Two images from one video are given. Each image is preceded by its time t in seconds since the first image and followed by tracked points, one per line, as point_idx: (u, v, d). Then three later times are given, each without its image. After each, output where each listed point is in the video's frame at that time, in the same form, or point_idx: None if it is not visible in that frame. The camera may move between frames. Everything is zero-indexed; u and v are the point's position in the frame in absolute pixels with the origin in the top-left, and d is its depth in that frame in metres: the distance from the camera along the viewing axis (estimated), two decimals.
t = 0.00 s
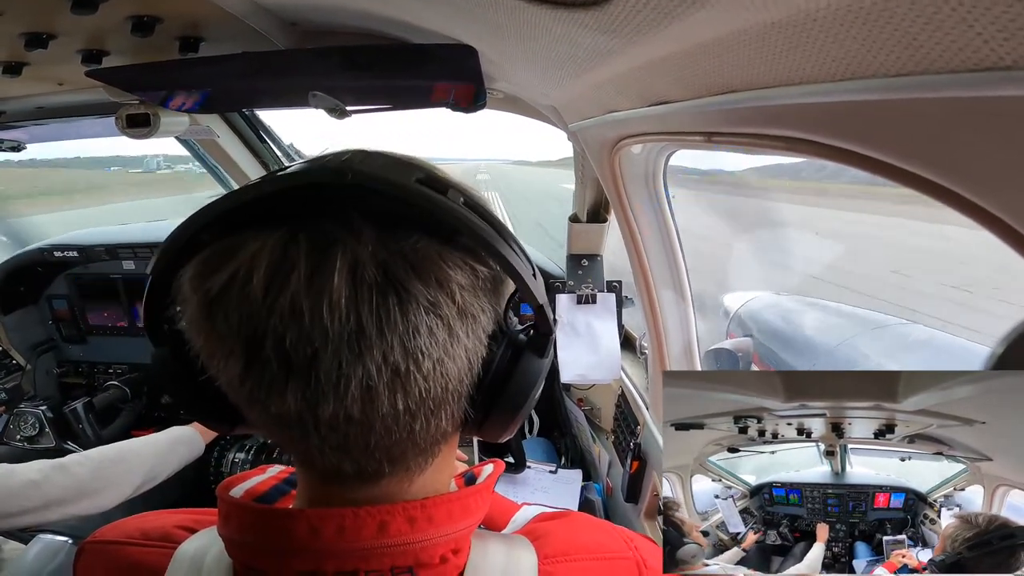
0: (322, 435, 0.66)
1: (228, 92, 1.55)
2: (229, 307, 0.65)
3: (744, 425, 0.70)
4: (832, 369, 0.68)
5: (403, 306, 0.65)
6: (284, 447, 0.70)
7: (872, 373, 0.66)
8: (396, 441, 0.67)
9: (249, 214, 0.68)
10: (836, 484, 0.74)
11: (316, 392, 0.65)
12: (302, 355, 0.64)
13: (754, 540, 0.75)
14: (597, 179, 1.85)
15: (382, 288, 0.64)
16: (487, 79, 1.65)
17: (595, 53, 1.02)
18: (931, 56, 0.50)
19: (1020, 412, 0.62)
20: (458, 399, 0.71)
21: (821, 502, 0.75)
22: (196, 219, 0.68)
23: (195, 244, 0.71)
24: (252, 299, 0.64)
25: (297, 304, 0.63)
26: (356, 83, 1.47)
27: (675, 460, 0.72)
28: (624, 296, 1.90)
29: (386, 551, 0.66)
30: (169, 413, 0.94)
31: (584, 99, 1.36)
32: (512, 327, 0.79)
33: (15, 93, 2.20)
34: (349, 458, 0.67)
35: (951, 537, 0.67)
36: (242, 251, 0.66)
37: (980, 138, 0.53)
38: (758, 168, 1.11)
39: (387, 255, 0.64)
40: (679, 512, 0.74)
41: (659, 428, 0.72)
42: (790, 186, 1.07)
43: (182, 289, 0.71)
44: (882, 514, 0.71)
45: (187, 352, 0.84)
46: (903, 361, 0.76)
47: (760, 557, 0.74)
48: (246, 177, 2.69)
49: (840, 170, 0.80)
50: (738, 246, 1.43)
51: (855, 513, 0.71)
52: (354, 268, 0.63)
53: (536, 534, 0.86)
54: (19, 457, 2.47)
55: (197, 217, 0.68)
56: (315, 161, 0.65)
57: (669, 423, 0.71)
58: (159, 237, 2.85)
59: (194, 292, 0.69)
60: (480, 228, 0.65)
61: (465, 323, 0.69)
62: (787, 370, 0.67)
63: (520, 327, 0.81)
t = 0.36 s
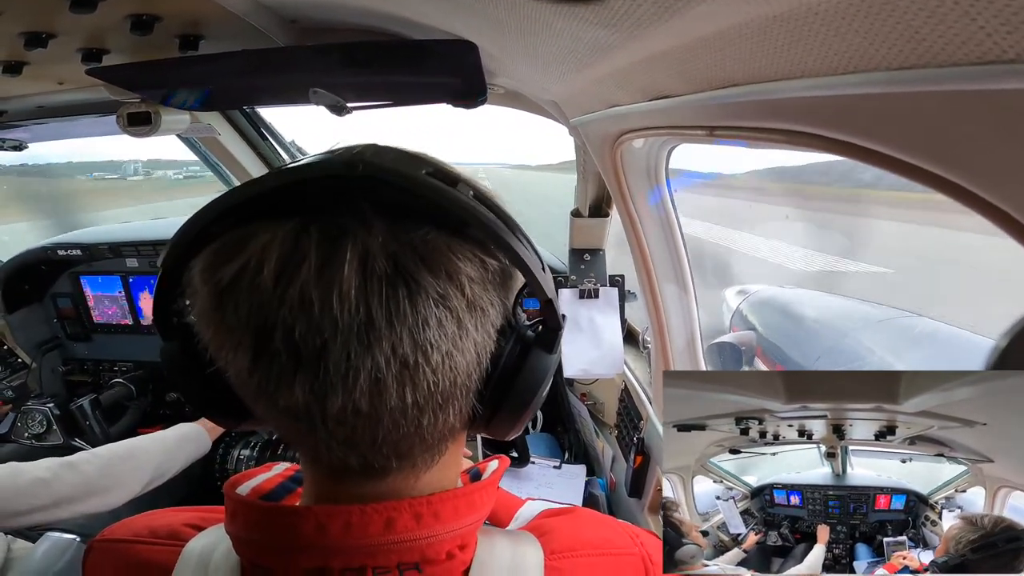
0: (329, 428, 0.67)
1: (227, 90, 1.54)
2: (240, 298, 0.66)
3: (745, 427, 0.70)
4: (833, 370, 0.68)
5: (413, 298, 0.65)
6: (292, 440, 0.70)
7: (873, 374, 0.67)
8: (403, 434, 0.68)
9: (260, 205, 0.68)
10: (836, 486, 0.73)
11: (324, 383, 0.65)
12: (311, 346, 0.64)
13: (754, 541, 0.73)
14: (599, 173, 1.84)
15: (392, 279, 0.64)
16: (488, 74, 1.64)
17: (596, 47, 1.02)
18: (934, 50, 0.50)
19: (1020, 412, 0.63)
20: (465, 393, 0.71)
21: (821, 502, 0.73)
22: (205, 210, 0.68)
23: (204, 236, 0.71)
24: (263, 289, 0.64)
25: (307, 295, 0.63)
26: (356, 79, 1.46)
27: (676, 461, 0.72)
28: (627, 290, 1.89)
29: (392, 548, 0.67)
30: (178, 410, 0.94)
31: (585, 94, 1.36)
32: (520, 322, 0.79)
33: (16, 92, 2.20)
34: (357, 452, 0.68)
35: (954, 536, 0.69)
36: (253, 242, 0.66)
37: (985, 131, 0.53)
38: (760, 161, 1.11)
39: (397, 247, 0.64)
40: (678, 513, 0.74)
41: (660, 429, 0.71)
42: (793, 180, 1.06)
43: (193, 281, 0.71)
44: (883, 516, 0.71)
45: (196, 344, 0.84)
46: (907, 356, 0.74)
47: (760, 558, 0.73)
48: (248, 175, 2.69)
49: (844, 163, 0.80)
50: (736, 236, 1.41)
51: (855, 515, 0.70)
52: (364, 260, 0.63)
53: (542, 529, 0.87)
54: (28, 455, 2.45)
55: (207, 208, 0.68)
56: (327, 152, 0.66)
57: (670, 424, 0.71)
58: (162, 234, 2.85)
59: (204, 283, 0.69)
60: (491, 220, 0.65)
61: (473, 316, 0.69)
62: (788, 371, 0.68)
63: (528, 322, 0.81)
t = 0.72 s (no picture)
0: (334, 409, 0.66)
1: (231, 80, 1.54)
2: (251, 277, 0.66)
3: (746, 429, 0.70)
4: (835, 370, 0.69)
5: (419, 280, 0.65)
6: (297, 423, 0.70)
7: (875, 374, 0.67)
8: (406, 417, 0.68)
9: (275, 191, 0.69)
10: (837, 487, 0.73)
11: (331, 363, 0.65)
12: (319, 325, 0.64)
13: (756, 543, 0.72)
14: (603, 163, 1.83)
15: (399, 262, 0.64)
16: (492, 64, 1.64)
17: (601, 38, 1.01)
18: (944, 44, 0.49)
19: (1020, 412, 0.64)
20: (468, 378, 0.71)
21: (822, 504, 0.73)
22: (223, 194, 0.68)
23: (219, 222, 0.71)
24: (274, 268, 0.64)
25: (317, 275, 0.63)
26: (360, 69, 1.46)
27: (677, 462, 0.72)
28: (630, 281, 1.89)
29: (393, 538, 0.67)
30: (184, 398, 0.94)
31: (590, 85, 1.35)
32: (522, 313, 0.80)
33: (19, 81, 2.19)
34: (360, 434, 0.67)
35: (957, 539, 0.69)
36: (268, 224, 0.66)
37: (995, 126, 0.52)
38: (765, 153, 1.10)
39: (405, 231, 0.65)
40: (678, 514, 0.74)
41: (661, 429, 0.72)
42: (797, 173, 1.06)
43: (208, 264, 0.71)
44: (883, 517, 0.71)
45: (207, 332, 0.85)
46: (919, 360, 0.74)
47: (761, 559, 0.72)
48: (252, 164, 2.69)
49: (849, 157, 0.79)
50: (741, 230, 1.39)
51: (856, 517, 0.71)
52: (373, 242, 0.64)
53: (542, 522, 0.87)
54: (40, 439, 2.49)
55: (224, 192, 0.69)
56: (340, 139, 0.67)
57: (671, 426, 0.71)
58: (165, 223, 2.86)
59: (218, 264, 0.69)
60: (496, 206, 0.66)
61: (478, 300, 0.69)
62: (789, 372, 0.68)
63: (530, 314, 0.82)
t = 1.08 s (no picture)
0: (333, 402, 0.66)
1: (237, 75, 1.54)
2: (250, 272, 0.66)
3: (746, 430, 0.71)
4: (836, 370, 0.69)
5: (416, 273, 0.65)
6: (296, 418, 0.70)
7: (875, 375, 0.68)
8: (404, 410, 0.68)
9: (274, 186, 0.69)
10: (837, 488, 0.74)
11: (329, 356, 0.65)
12: (317, 319, 0.64)
13: (756, 544, 0.75)
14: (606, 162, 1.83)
15: (397, 255, 0.65)
16: (498, 62, 1.64)
17: (607, 36, 1.01)
18: (953, 46, 0.49)
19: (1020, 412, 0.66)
20: (466, 372, 0.72)
21: (822, 506, 0.74)
22: (223, 190, 0.68)
23: (218, 218, 0.72)
24: (273, 263, 0.64)
25: (316, 269, 0.63)
26: (366, 66, 1.46)
27: (678, 464, 0.73)
28: (632, 280, 1.89)
29: (390, 535, 0.67)
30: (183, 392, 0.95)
31: (595, 83, 1.35)
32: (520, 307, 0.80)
33: (26, 75, 2.20)
34: (358, 427, 0.67)
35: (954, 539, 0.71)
36: (267, 218, 0.67)
37: (1002, 128, 0.52)
38: (770, 154, 1.10)
39: (402, 225, 0.65)
40: (679, 516, 0.75)
41: (660, 430, 0.72)
42: (800, 175, 1.06)
43: (207, 260, 0.71)
44: (884, 518, 0.73)
45: (205, 329, 0.85)
46: (913, 360, 0.74)
47: (762, 560, 0.75)
48: (256, 159, 2.70)
49: (854, 159, 0.79)
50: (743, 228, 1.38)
51: (857, 518, 0.73)
52: (371, 236, 0.64)
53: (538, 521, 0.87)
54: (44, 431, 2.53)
55: (223, 188, 0.69)
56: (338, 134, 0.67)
57: (672, 427, 0.71)
58: (169, 218, 2.86)
59: (217, 260, 0.69)
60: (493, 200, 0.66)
61: (475, 294, 0.69)
62: (789, 372, 0.69)
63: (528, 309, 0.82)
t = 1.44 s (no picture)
0: (335, 404, 0.66)
1: (242, 80, 1.55)
2: (253, 271, 0.66)
3: (745, 430, 0.72)
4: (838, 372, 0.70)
5: (420, 275, 0.65)
6: (297, 419, 0.70)
7: (876, 375, 0.69)
8: (406, 412, 0.67)
9: (279, 187, 0.69)
10: (837, 488, 0.76)
11: (332, 357, 0.64)
12: (320, 319, 0.64)
13: (756, 544, 0.78)
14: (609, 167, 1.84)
15: (400, 257, 0.65)
16: (501, 66, 1.65)
17: (609, 42, 1.01)
18: (956, 50, 0.49)
19: (1019, 412, 0.66)
20: (468, 375, 0.71)
21: (823, 507, 0.77)
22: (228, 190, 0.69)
23: (223, 218, 0.72)
24: (276, 263, 0.64)
25: (319, 269, 0.63)
26: (370, 70, 1.47)
27: (679, 465, 0.75)
28: (634, 285, 1.90)
29: (390, 538, 0.67)
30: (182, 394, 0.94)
31: (598, 89, 1.36)
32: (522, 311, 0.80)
33: (34, 78, 2.22)
34: (359, 429, 0.67)
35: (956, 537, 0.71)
36: (271, 218, 0.67)
37: (1006, 131, 0.52)
38: (773, 159, 1.10)
39: (406, 227, 0.66)
40: (680, 517, 0.77)
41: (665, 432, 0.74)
42: (804, 179, 1.06)
43: (210, 260, 0.71)
44: (884, 518, 0.75)
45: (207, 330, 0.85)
46: (915, 360, 0.73)
47: (762, 562, 0.78)
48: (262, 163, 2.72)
49: (855, 164, 0.80)
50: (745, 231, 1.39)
51: (857, 518, 0.74)
52: (374, 238, 0.64)
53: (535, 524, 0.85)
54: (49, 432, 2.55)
55: (229, 188, 0.69)
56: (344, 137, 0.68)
57: (675, 427, 0.74)
58: (174, 221, 2.87)
59: (220, 260, 0.69)
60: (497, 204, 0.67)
61: (478, 296, 0.69)
62: (786, 371, 0.70)
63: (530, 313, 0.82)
